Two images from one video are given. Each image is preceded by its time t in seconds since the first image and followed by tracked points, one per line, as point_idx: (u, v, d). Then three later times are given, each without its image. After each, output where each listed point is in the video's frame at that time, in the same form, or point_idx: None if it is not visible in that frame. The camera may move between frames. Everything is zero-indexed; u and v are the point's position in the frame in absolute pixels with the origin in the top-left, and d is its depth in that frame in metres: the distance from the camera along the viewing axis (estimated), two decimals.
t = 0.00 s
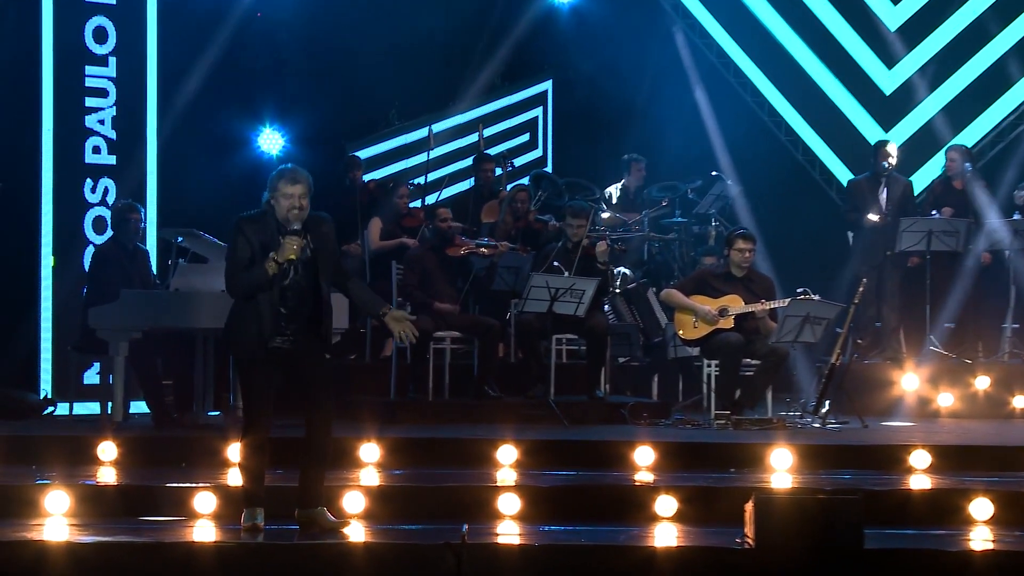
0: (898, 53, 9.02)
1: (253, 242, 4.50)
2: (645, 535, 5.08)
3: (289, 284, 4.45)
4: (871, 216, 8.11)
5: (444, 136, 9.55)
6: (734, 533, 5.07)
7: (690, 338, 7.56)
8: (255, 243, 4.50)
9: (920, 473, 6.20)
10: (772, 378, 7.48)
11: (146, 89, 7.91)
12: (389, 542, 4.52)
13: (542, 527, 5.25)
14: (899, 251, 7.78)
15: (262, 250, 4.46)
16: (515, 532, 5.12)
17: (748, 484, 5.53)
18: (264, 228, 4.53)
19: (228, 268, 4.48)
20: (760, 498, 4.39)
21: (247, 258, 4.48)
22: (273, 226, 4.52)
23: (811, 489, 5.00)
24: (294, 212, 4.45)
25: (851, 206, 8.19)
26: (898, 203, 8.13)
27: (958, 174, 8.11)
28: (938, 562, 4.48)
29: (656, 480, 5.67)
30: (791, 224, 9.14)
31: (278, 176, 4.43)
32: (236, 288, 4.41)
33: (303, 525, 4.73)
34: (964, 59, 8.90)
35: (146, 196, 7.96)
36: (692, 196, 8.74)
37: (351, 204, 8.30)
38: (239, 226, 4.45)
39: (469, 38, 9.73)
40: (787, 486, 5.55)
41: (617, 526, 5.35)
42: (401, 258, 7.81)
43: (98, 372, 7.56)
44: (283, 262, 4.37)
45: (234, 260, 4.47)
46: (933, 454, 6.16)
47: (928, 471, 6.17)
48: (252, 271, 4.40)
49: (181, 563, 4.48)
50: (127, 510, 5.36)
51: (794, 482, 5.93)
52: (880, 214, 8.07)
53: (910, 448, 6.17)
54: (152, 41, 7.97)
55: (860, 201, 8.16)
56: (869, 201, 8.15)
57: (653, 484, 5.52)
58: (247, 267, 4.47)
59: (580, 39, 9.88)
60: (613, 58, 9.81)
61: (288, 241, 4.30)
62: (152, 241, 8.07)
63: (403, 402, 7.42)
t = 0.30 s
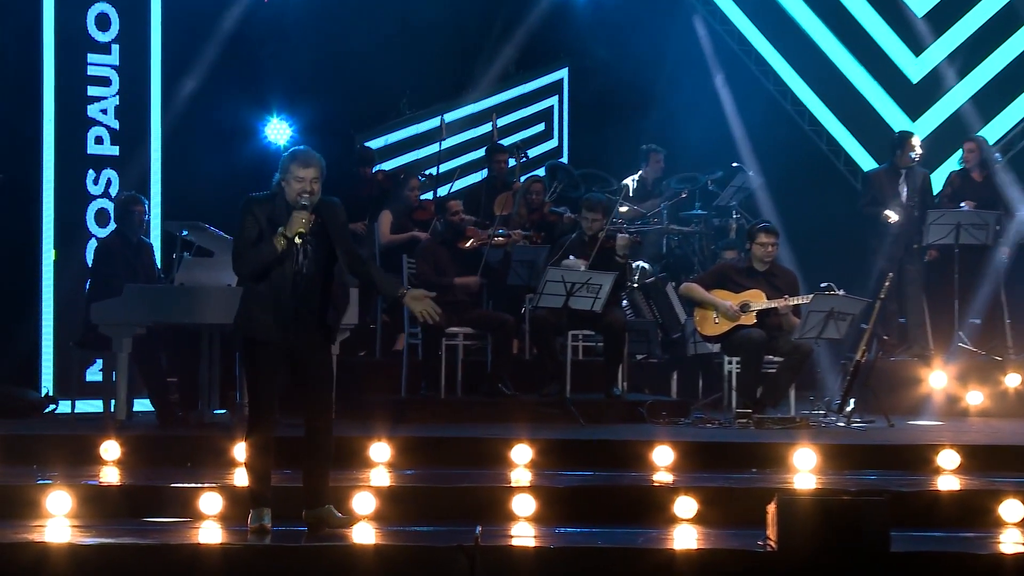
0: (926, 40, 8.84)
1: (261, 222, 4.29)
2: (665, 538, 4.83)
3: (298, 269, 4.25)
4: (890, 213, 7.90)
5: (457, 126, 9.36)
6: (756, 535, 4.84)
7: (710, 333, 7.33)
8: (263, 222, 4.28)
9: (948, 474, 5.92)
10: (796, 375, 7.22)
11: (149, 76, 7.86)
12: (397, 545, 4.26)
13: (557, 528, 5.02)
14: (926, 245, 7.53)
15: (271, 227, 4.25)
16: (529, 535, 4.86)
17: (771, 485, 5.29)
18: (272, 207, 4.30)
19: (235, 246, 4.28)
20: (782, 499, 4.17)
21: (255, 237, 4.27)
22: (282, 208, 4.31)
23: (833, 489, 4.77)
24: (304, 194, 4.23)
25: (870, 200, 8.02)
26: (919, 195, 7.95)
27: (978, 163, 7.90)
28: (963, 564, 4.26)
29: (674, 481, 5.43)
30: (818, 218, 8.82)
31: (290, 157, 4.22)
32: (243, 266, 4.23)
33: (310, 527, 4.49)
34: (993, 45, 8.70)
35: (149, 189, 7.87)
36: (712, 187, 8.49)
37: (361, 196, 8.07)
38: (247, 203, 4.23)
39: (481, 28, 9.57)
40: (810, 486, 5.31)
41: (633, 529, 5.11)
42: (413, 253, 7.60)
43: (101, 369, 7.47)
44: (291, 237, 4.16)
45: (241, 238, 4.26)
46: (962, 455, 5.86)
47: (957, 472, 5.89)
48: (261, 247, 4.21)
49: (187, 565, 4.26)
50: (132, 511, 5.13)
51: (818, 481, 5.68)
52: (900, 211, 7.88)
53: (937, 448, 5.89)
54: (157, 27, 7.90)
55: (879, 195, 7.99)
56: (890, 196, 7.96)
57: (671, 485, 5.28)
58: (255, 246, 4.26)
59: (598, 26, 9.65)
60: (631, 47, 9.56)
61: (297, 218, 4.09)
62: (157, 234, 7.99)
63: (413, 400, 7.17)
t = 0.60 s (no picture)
0: (959, 30, 8.69)
1: (272, 236, 4.07)
2: (689, 543, 4.62)
3: (311, 278, 4.04)
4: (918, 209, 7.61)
5: (475, 119, 9.13)
6: (784, 541, 4.62)
7: (736, 333, 7.06)
8: (275, 238, 4.06)
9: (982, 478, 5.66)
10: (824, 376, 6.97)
11: (159, 68, 7.65)
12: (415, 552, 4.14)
13: (578, 534, 4.81)
14: (959, 241, 7.29)
15: (282, 245, 4.03)
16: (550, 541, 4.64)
17: (798, 488, 5.05)
18: (282, 221, 4.09)
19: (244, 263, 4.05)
20: (811, 504, 4.12)
21: (266, 255, 4.05)
22: (292, 220, 4.10)
23: (865, 493, 4.58)
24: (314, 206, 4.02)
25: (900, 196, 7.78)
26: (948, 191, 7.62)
27: (1006, 157, 7.64)
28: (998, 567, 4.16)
29: (699, 484, 5.20)
30: (846, 212, 8.67)
31: (299, 168, 4.00)
32: (254, 285, 3.99)
33: (325, 532, 4.29)
34: None
35: (159, 183, 7.70)
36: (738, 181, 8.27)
37: (375, 192, 7.84)
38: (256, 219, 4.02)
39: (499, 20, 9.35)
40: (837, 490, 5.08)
41: (656, 534, 4.89)
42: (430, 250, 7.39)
43: (109, 370, 7.29)
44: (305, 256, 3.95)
45: (251, 256, 4.04)
46: (997, 459, 5.61)
47: (991, 475, 5.63)
48: (271, 267, 3.98)
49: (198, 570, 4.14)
50: (139, 516, 4.92)
51: (848, 484, 5.45)
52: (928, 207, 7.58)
53: (971, 451, 5.63)
54: (166, 18, 7.69)
55: (908, 190, 7.69)
56: (918, 192, 7.67)
57: (695, 489, 5.05)
58: (266, 264, 4.04)
59: (620, 15, 9.43)
60: (655, 37, 9.34)
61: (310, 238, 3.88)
62: (167, 231, 7.83)
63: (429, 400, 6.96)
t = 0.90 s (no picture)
0: (993, 20, 8.48)
1: (279, 218, 3.87)
2: (715, 549, 4.39)
3: (322, 265, 3.84)
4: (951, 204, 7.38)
5: (493, 112, 8.87)
6: (811, 546, 4.40)
7: (762, 332, 6.84)
8: (281, 218, 3.86)
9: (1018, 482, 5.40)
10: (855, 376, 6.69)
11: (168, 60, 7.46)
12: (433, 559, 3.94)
13: (597, 539, 4.59)
14: (993, 237, 7.06)
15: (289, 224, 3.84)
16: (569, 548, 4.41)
17: (826, 493, 4.82)
18: (289, 201, 3.89)
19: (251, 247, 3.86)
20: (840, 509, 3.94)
21: (274, 237, 3.86)
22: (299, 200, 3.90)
23: (896, 497, 4.36)
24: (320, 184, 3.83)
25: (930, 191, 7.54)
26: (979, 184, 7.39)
27: None
28: None
29: (723, 488, 4.98)
30: (876, 206, 8.52)
31: (303, 146, 3.82)
32: (264, 268, 3.78)
33: (339, 536, 4.07)
34: None
35: (168, 177, 7.45)
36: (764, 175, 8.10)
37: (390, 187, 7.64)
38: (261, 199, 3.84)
39: (516, 12, 9.14)
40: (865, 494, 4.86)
41: (678, 539, 4.66)
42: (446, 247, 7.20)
43: (117, 369, 7.11)
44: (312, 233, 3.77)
45: (257, 239, 3.84)
46: None
47: None
48: (278, 245, 3.79)
49: None
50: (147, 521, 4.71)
51: (877, 488, 5.19)
52: (961, 202, 7.35)
53: (1007, 454, 5.37)
54: (176, 8, 7.49)
55: (939, 185, 7.44)
56: (950, 186, 7.43)
57: (719, 492, 4.82)
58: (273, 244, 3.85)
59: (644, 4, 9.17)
60: (678, 29, 9.19)
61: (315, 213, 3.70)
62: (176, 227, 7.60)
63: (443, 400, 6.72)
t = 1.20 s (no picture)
0: None
1: (291, 237, 3.69)
2: (739, 556, 4.18)
3: (332, 279, 3.69)
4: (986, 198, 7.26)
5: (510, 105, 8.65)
6: (841, 552, 4.19)
7: (788, 333, 6.56)
8: (292, 238, 3.69)
9: None
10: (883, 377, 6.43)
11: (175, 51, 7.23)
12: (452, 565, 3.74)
13: (619, 545, 4.37)
14: None
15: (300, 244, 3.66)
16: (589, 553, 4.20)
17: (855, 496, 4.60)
18: (300, 219, 3.72)
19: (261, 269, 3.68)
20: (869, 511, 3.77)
21: (285, 257, 3.69)
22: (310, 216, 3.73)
23: (928, 500, 4.15)
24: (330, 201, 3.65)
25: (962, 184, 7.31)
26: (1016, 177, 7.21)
27: None
28: None
29: (748, 491, 4.75)
30: (905, 201, 8.40)
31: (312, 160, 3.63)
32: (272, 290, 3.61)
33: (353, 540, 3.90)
34: None
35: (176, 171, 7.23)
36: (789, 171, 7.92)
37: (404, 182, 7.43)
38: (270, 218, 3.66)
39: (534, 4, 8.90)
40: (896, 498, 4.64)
41: (701, 544, 4.45)
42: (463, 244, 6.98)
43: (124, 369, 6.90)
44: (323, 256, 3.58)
45: (268, 259, 3.67)
46: None
47: None
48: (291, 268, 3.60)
49: None
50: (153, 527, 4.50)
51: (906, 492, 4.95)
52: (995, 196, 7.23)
53: None
54: None
55: (973, 178, 7.30)
56: (985, 179, 7.27)
57: (745, 496, 4.60)
58: (284, 266, 3.68)
59: None
60: (701, 21, 8.99)
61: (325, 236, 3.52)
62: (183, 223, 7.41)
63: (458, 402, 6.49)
